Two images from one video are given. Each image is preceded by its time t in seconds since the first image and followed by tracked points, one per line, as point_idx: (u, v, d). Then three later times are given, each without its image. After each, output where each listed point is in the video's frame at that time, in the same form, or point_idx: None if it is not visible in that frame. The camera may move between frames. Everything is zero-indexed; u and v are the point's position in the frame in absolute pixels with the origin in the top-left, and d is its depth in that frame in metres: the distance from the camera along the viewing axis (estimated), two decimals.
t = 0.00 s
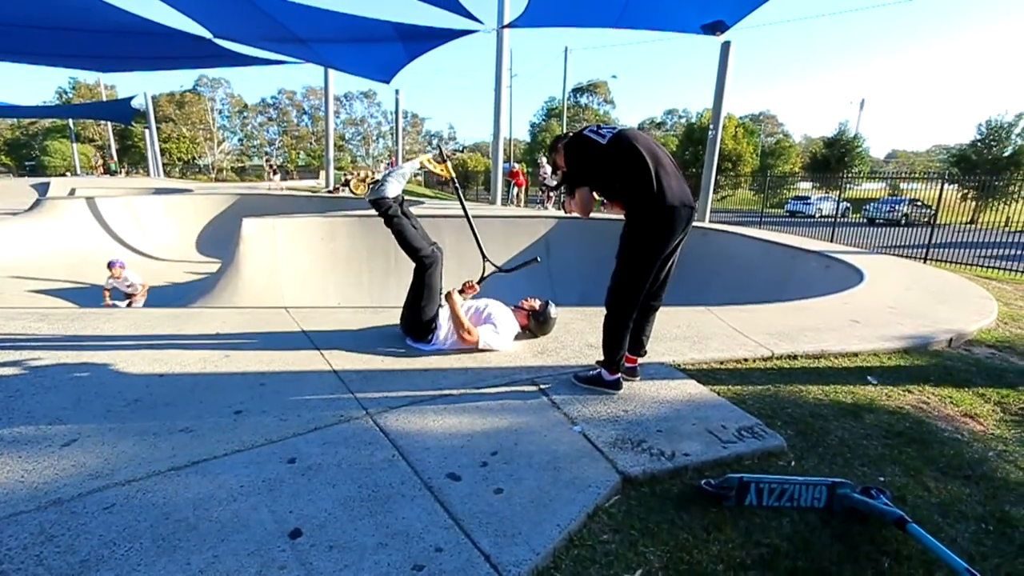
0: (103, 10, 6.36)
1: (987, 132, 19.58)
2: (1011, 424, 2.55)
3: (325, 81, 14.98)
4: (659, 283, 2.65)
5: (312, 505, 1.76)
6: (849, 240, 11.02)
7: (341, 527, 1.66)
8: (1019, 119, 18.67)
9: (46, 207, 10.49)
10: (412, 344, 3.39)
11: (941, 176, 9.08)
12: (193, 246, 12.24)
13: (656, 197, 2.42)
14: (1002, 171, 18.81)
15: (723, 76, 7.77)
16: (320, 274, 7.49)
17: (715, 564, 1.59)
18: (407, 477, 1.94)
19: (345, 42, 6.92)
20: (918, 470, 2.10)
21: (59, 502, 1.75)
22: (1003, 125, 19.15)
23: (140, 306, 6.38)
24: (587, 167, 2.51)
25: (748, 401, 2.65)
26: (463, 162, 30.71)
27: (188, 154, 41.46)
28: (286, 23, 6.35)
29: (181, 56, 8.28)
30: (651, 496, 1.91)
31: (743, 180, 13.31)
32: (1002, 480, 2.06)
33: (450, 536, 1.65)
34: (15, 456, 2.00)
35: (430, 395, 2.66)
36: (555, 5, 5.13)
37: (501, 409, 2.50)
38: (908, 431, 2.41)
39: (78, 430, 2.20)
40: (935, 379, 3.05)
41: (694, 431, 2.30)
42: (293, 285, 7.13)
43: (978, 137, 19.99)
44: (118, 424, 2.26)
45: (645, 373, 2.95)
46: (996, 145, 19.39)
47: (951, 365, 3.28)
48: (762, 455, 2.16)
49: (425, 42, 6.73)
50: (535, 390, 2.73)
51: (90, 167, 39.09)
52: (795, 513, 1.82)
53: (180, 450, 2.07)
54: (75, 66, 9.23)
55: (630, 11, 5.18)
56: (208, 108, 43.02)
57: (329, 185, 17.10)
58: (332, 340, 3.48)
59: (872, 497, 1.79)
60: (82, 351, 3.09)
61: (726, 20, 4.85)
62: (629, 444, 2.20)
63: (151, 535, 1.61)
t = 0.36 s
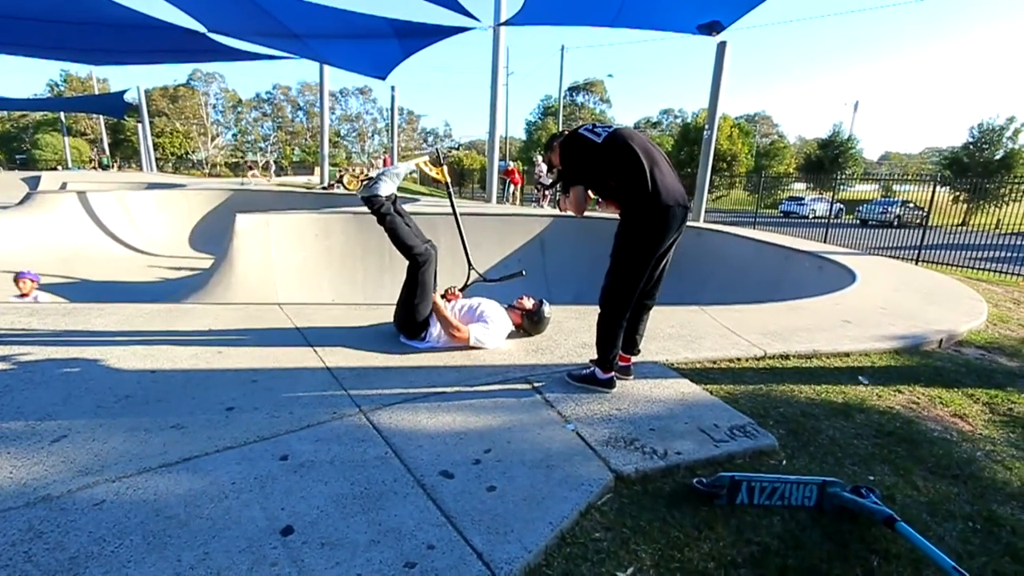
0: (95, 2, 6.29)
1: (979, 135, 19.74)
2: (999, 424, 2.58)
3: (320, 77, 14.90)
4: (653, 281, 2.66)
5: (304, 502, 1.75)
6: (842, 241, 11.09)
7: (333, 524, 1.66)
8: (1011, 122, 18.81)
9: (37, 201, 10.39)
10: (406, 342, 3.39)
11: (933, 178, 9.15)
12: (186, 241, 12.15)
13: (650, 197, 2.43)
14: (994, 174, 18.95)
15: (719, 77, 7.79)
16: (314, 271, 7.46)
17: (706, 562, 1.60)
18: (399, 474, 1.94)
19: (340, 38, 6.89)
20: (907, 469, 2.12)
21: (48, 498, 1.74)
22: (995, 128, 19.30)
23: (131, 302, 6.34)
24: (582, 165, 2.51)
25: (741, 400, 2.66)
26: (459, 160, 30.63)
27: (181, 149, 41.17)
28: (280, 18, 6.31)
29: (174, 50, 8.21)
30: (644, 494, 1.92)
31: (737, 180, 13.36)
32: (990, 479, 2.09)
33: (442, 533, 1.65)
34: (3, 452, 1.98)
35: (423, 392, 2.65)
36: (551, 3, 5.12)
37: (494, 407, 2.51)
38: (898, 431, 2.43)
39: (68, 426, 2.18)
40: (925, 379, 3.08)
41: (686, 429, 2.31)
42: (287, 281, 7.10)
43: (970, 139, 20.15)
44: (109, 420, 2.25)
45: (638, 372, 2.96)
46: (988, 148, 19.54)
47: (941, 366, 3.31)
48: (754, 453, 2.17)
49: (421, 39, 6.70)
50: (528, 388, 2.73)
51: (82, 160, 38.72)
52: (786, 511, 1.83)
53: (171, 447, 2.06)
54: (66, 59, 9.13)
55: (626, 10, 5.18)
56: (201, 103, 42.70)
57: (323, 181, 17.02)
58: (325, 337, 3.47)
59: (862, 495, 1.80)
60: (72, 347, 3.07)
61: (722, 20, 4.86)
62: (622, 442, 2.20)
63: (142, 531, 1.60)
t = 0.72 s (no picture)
0: (107, 8, 6.38)
1: (993, 133, 19.49)
2: (1014, 427, 2.54)
3: (329, 80, 15.01)
4: (660, 283, 2.65)
5: (312, 503, 1.76)
6: (853, 242, 10.99)
7: (340, 524, 1.67)
8: None
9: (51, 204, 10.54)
10: (414, 343, 3.40)
11: (946, 177, 9.04)
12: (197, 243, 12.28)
13: (657, 197, 2.42)
14: (1008, 173, 18.71)
15: (727, 76, 7.75)
16: (322, 273, 7.51)
17: (714, 565, 1.59)
18: (406, 475, 1.94)
19: (348, 41, 6.94)
20: (919, 472, 2.09)
21: (60, 497, 1.76)
22: (1009, 126, 19.05)
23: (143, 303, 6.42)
24: (589, 166, 2.51)
25: (749, 401, 2.64)
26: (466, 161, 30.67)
27: (192, 152, 41.62)
28: (289, 22, 6.36)
29: (185, 54, 8.31)
30: (651, 496, 1.91)
31: (746, 180, 13.28)
32: (1004, 483, 2.05)
33: (448, 534, 1.65)
34: (16, 451, 2.01)
35: (430, 393, 2.66)
36: (558, 4, 5.13)
37: (501, 408, 2.51)
38: (909, 433, 2.40)
39: (81, 426, 2.21)
40: (937, 381, 3.04)
41: (694, 431, 2.29)
42: (296, 283, 7.15)
43: (984, 138, 19.89)
44: (120, 420, 2.27)
45: (645, 374, 2.95)
46: (1002, 147, 19.29)
47: (953, 367, 3.26)
48: (762, 456, 2.16)
49: (428, 41, 6.72)
50: (535, 390, 2.73)
51: (95, 164, 39.23)
52: (794, 514, 1.82)
53: (181, 447, 2.08)
54: (79, 64, 9.27)
55: (634, 10, 5.17)
56: (212, 106, 43.14)
57: (332, 184, 17.12)
58: (333, 339, 3.49)
59: (872, 498, 1.79)
60: (85, 348, 3.11)
61: (730, 20, 4.84)
62: (629, 444, 2.19)
63: (152, 530, 1.61)
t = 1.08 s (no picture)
0: (125, 18, 6.51)
1: (1015, 128, 19.04)
2: None
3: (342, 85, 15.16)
4: (671, 283, 2.63)
5: (323, 504, 1.77)
6: (870, 240, 10.82)
7: (351, 525, 1.68)
8: None
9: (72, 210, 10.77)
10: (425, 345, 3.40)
11: (966, 173, 8.86)
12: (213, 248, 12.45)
13: (668, 196, 2.40)
14: None
15: (740, 74, 7.68)
16: (336, 276, 7.57)
17: (727, 568, 1.57)
18: (417, 476, 1.95)
19: (360, 45, 7.00)
20: (939, 474, 2.04)
21: (79, 497, 1.80)
22: None
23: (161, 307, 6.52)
24: (598, 165, 2.49)
25: (763, 402, 2.61)
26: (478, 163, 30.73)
27: (208, 158, 42.27)
28: (302, 28, 6.44)
29: (200, 61, 8.44)
30: (663, 498, 1.89)
31: (760, 179, 13.14)
32: None
33: (459, 535, 1.65)
34: (36, 453, 2.05)
35: (441, 395, 2.67)
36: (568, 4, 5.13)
37: (511, 410, 2.50)
38: (929, 434, 2.35)
39: (99, 428, 2.25)
40: (958, 381, 2.97)
41: (707, 432, 2.27)
42: (310, 286, 7.22)
43: (1005, 132, 19.44)
44: (136, 422, 2.31)
45: (657, 374, 2.93)
46: None
47: (974, 367, 3.19)
48: (777, 457, 2.13)
49: (439, 44, 6.76)
50: (546, 391, 2.72)
51: (114, 171, 40.03)
52: (810, 516, 1.79)
53: (196, 448, 2.11)
54: (99, 73, 9.47)
55: (644, 9, 5.15)
56: (227, 112, 43.79)
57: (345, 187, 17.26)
58: (345, 341, 3.52)
59: (890, 501, 1.75)
60: (103, 351, 3.17)
61: (742, 17, 4.80)
62: (641, 445, 2.18)
63: (167, 530, 1.64)
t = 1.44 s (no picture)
0: (137, 35, 6.64)
1: None
2: None
3: (350, 95, 15.32)
4: (681, 285, 2.61)
5: (335, 512, 1.77)
6: (885, 237, 10.67)
7: (363, 534, 1.67)
8: None
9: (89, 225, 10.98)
10: (436, 352, 3.40)
11: (981, 167, 8.72)
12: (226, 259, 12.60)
13: (675, 199, 2.38)
14: None
15: (747, 74, 7.64)
16: (346, 284, 7.62)
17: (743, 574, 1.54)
18: (428, 483, 1.94)
19: (367, 56, 7.08)
20: (961, 476, 1.99)
21: (95, 508, 1.81)
22: None
23: (175, 318, 6.61)
24: (605, 169, 2.48)
25: (778, 404, 2.58)
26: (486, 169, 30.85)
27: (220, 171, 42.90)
28: (309, 40, 6.52)
29: (211, 76, 8.58)
30: (677, 503, 1.86)
31: (770, 178, 13.04)
32: None
33: (471, 543, 1.64)
34: (54, 464, 2.08)
35: (452, 401, 2.66)
36: (573, 9, 5.14)
37: (522, 415, 2.49)
38: (950, 435, 2.30)
39: (115, 439, 2.27)
40: (978, 379, 2.91)
41: (720, 436, 2.24)
42: (321, 295, 7.27)
43: (1021, 125, 19.11)
44: (151, 433, 2.33)
45: (669, 378, 2.90)
46: None
47: (995, 365, 3.12)
48: (793, 460, 2.09)
49: (445, 52, 6.80)
50: (558, 396, 2.71)
51: (129, 185, 40.76)
52: (829, 520, 1.75)
53: (209, 458, 2.12)
54: (113, 90, 9.66)
55: (649, 12, 5.14)
56: (238, 125, 44.44)
57: (354, 196, 17.40)
58: (356, 349, 3.53)
59: (910, 503, 1.72)
60: (119, 363, 3.21)
61: (749, 17, 4.77)
62: (654, 450, 2.15)
63: (181, 540, 1.65)
